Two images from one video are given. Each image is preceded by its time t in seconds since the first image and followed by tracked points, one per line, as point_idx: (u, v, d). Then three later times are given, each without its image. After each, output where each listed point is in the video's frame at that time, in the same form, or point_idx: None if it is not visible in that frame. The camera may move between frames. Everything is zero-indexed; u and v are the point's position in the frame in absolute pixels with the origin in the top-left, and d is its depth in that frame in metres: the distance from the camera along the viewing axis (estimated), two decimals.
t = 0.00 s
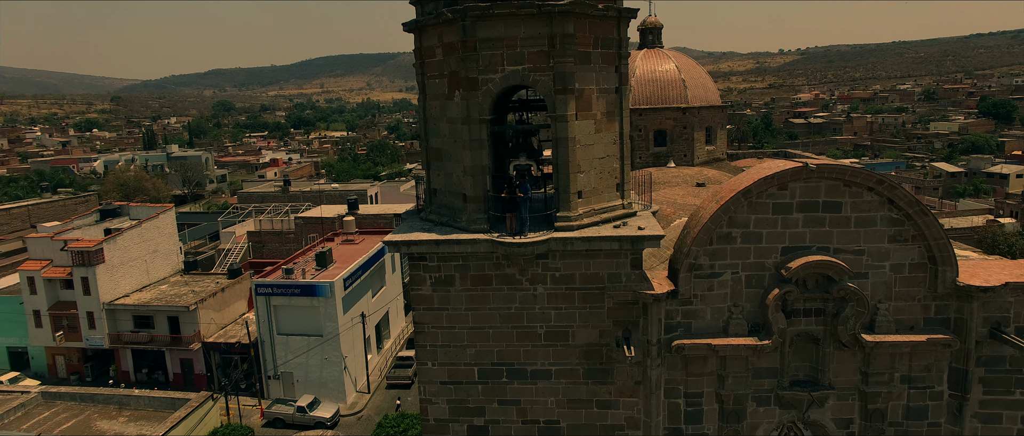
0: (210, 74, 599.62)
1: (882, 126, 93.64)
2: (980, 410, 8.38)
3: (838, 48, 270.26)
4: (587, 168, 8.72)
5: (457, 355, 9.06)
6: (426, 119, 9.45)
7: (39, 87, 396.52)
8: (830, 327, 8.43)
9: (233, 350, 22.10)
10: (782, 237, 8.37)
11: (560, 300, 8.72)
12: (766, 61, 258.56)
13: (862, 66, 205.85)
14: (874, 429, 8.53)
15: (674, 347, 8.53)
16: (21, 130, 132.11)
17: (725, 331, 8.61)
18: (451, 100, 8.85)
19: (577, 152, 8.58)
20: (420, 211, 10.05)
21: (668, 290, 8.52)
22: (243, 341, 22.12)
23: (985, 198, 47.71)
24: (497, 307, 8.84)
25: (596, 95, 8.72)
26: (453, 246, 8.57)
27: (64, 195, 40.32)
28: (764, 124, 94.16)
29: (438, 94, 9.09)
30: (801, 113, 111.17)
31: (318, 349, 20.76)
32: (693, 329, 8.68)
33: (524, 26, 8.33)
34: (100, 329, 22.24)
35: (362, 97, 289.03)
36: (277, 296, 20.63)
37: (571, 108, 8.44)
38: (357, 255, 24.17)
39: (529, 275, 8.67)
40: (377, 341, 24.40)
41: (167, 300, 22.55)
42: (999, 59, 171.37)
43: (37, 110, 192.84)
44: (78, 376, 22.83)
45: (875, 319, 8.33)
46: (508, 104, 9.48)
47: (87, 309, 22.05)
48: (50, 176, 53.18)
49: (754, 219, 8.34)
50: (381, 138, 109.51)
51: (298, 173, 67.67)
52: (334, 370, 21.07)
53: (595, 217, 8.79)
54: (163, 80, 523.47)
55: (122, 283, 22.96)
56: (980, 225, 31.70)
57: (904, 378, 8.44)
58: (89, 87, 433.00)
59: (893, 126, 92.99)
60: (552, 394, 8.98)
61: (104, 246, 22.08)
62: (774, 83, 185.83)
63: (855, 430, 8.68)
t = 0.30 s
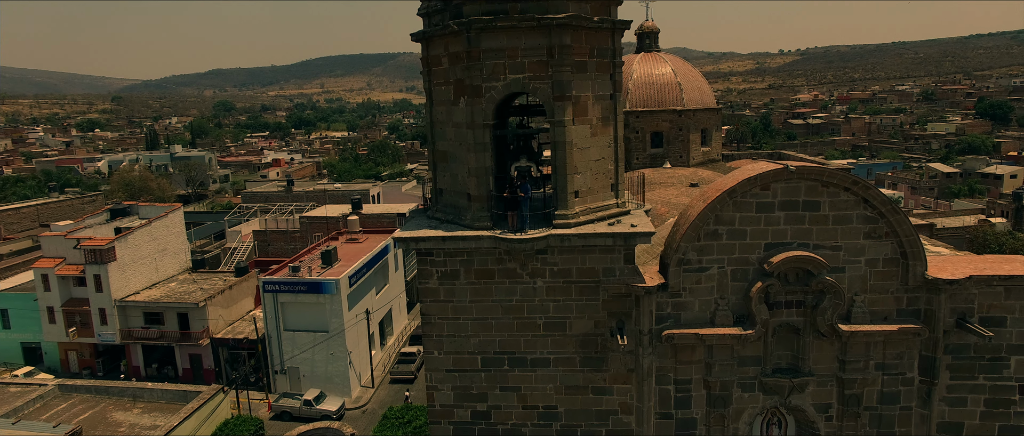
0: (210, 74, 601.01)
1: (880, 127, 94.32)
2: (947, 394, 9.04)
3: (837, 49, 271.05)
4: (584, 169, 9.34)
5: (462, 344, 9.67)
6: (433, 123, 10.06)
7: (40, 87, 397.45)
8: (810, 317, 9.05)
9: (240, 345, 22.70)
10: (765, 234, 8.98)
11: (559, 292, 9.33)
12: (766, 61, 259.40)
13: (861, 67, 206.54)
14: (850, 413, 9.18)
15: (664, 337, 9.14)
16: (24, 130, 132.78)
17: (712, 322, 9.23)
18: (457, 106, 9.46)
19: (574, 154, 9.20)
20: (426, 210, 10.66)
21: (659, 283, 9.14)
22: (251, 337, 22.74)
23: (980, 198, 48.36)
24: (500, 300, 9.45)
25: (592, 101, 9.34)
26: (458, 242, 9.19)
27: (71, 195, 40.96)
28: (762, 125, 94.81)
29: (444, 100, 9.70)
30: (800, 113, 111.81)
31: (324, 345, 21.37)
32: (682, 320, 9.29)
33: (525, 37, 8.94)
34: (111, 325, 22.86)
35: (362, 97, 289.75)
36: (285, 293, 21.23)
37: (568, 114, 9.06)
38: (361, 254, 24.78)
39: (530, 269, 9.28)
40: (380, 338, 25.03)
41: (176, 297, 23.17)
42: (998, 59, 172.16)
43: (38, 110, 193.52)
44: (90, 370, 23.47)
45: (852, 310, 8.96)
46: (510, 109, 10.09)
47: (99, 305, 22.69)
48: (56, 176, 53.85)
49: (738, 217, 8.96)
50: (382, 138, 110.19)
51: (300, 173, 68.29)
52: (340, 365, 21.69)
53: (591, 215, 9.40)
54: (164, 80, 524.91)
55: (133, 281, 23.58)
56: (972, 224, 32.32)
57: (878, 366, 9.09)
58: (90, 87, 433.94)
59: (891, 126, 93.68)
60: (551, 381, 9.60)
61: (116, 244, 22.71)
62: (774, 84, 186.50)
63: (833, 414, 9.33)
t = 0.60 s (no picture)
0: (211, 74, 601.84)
1: (877, 128, 95.08)
2: (918, 380, 9.72)
3: (836, 50, 272.00)
4: (580, 170, 10.01)
5: (466, 334, 10.32)
6: (439, 126, 10.71)
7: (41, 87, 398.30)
8: (791, 309, 9.70)
9: (249, 341, 23.39)
10: (749, 231, 9.65)
11: (556, 285, 10.00)
12: (765, 62, 260.32)
13: (860, 68, 207.33)
14: (829, 398, 9.88)
15: (655, 327, 9.79)
16: (26, 130, 133.45)
17: (700, 313, 9.89)
18: (462, 111, 10.12)
19: (571, 156, 9.87)
20: (432, 209, 11.33)
21: (650, 276, 9.80)
22: (259, 333, 23.42)
23: (974, 198, 49.05)
24: (502, 292, 10.12)
25: (588, 107, 10.00)
26: (463, 239, 9.86)
27: (78, 195, 41.64)
28: (760, 126, 95.54)
29: (450, 105, 10.37)
30: (798, 114, 112.53)
31: (330, 340, 22.02)
32: (672, 311, 9.95)
33: (526, 47, 9.61)
34: (123, 321, 23.53)
35: (363, 97, 290.46)
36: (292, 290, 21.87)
37: (565, 118, 9.73)
38: (365, 252, 25.45)
39: (530, 264, 9.95)
40: (384, 334, 25.71)
41: (186, 294, 23.84)
42: (996, 61, 172.99)
43: (40, 110, 194.15)
44: (103, 366, 24.14)
45: (830, 302, 9.64)
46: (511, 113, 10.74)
47: (112, 302, 23.37)
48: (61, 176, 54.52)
49: (724, 215, 9.61)
50: (383, 139, 110.87)
51: (302, 174, 68.95)
52: (345, 360, 22.35)
53: (586, 213, 10.07)
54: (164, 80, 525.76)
55: (144, 278, 24.28)
56: (963, 224, 33.00)
57: (854, 354, 9.79)
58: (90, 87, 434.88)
59: (889, 127, 94.44)
60: (550, 369, 10.27)
61: (128, 243, 23.39)
62: (773, 84, 187.28)
63: (813, 399, 10.01)
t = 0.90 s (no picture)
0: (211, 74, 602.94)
1: (875, 128, 95.92)
2: (889, 365, 10.58)
3: (836, 50, 272.76)
4: (578, 172, 10.81)
5: (471, 324, 11.12)
6: (446, 130, 11.50)
7: (42, 87, 399.19)
8: (772, 300, 10.51)
9: (258, 336, 24.20)
10: (733, 228, 10.45)
11: (556, 278, 10.79)
12: (765, 62, 261.12)
13: (859, 68, 208.13)
14: (808, 382, 10.70)
15: (647, 316, 10.59)
16: (29, 130, 134.28)
17: (688, 303, 10.70)
18: (467, 116, 10.92)
19: (569, 159, 10.67)
20: (440, 207, 12.12)
21: (642, 270, 10.60)
22: (268, 328, 24.22)
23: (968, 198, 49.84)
24: (505, 284, 10.92)
25: (584, 113, 10.80)
26: (470, 235, 10.66)
27: (87, 195, 42.47)
28: (758, 127, 96.36)
29: (456, 111, 11.16)
30: (797, 114, 113.33)
31: (337, 335, 22.83)
32: (662, 302, 10.75)
33: (527, 58, 10.41)
34: (137, 317, 24.35)
35: (363, 98, 291.25)
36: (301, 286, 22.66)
37: (564, 123, 10.53)
38: (371, 250, 26.25)
39: (531, 258, 10.75)
40: (389, 329, 26.53)
41: (197, 291, 24.65)
42: (994, 61, 173.80)
43: (42, 110, 194.96)
44: (116, 360, 24.94)
45: (808, 293, 10.46)
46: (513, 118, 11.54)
47: (126, 298, 24.19)
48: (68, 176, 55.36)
49: (710, 213, 10.41)
50: (385, 139, 111.67)
51: (305, 174, 69.76)
52: (352, 354, 23.14)
53: (583, 212, 10.87)
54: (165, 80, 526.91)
55: (156, 275, 25.10)
56: (953, 223, 33.80)
57: (831, 342, 10.60)
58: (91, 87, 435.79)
59: (886, 128, 95.26)
60: (549, 355, 11.07)
61: (142, 241, 24.21)
62: (772, 85, 188.11)
63: (793, 384, 10.83)
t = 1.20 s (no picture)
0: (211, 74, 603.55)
1: (872, 129, 96.70)
2: (866, 354, 11.34)
3: (835, 50, 273.54)
4: (575, 174, 11.56)
5: (476, 316, 11.86)
6: (452, 135, 12.24)
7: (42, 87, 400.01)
8: (757, 293, 11.26)
9: (267, 332, 25.01)
10: (720, 226, 11.19)
11: (555, 273, 11.54)
12: (764, 63, 261.91)
13: (858, 69, 208.90)
14: (791, 371, 11.44)
15: (640, 309, 11.33)
16: (32, 130, 134.98)
17: (679, 297, 11.44)
18: (472, 122, 11.65)
19: (568, 162, 11.41)
20: (446, 207, 12.86)
21: (635, 265, 11.34)
22: (276, 324, 24.97)
23: (961, 198, 50.61)
24: (507, 279, 11.66)
25: (582, 118, 11.54)
26: (475, 232, 11.39)
27: (94, 195, 43.23)
28: (756, 127, 97.10)
29: (462, 116, 11.89)
30: (795, 115, 114.12)
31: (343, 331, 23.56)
32: (655, 295, 11.48)
33: (528, 67, 11.14)
34: (148, 313, 25.10)
35: (364, 98, 292.03)
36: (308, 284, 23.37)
37: (562, 129, 11.27)
38: (375, 249, 26.98)
39: (532, 254, 11.50)
40: (393, 326, 27.28)
41: (207, 288, 25.40)
42: (991, 62, 174.64)
43: (43, 111, 195.66)
44: (128, 355, 25.74)
45: (790, 287, 11.21)
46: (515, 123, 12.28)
47: (138, 295, 24.96)
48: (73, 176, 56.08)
49: (699, 213, 11.15)
50: (385, 139, 112.41)
51: (307, 174, 70.48)
52: (358, 349, 23.87)
53: (580, 211, 11.61)
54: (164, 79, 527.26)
55: (167, 272, 25.86)
56: (944, 223, 34.56)
57: (813, 332, 11.34)
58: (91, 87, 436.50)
59: (883, 129, 96.07)
60: (549, 346, 11.81)
61: (153, 239, 24.98)
62: (771, 85, 188.82)
63: (777, 372, 11.57)
